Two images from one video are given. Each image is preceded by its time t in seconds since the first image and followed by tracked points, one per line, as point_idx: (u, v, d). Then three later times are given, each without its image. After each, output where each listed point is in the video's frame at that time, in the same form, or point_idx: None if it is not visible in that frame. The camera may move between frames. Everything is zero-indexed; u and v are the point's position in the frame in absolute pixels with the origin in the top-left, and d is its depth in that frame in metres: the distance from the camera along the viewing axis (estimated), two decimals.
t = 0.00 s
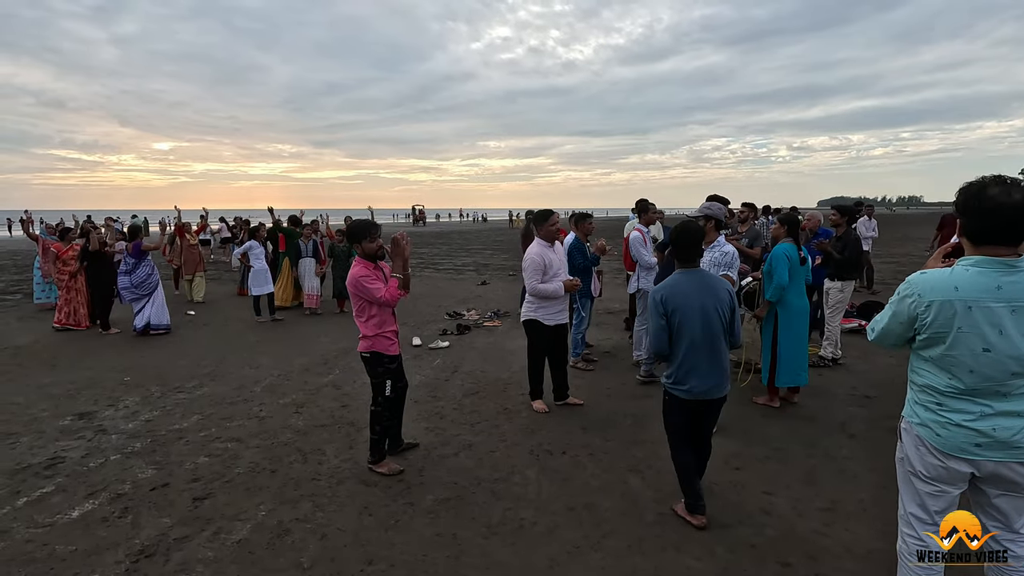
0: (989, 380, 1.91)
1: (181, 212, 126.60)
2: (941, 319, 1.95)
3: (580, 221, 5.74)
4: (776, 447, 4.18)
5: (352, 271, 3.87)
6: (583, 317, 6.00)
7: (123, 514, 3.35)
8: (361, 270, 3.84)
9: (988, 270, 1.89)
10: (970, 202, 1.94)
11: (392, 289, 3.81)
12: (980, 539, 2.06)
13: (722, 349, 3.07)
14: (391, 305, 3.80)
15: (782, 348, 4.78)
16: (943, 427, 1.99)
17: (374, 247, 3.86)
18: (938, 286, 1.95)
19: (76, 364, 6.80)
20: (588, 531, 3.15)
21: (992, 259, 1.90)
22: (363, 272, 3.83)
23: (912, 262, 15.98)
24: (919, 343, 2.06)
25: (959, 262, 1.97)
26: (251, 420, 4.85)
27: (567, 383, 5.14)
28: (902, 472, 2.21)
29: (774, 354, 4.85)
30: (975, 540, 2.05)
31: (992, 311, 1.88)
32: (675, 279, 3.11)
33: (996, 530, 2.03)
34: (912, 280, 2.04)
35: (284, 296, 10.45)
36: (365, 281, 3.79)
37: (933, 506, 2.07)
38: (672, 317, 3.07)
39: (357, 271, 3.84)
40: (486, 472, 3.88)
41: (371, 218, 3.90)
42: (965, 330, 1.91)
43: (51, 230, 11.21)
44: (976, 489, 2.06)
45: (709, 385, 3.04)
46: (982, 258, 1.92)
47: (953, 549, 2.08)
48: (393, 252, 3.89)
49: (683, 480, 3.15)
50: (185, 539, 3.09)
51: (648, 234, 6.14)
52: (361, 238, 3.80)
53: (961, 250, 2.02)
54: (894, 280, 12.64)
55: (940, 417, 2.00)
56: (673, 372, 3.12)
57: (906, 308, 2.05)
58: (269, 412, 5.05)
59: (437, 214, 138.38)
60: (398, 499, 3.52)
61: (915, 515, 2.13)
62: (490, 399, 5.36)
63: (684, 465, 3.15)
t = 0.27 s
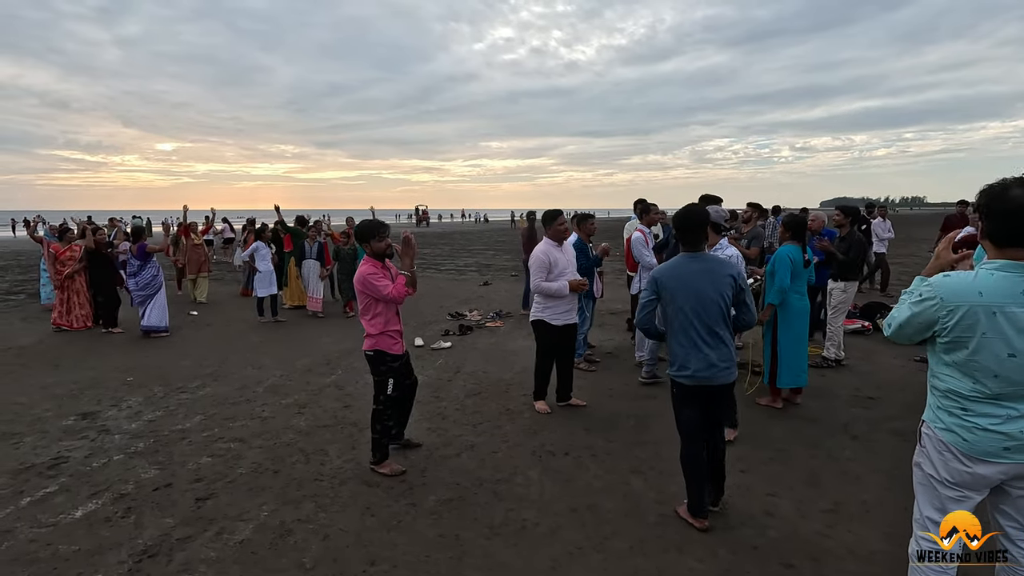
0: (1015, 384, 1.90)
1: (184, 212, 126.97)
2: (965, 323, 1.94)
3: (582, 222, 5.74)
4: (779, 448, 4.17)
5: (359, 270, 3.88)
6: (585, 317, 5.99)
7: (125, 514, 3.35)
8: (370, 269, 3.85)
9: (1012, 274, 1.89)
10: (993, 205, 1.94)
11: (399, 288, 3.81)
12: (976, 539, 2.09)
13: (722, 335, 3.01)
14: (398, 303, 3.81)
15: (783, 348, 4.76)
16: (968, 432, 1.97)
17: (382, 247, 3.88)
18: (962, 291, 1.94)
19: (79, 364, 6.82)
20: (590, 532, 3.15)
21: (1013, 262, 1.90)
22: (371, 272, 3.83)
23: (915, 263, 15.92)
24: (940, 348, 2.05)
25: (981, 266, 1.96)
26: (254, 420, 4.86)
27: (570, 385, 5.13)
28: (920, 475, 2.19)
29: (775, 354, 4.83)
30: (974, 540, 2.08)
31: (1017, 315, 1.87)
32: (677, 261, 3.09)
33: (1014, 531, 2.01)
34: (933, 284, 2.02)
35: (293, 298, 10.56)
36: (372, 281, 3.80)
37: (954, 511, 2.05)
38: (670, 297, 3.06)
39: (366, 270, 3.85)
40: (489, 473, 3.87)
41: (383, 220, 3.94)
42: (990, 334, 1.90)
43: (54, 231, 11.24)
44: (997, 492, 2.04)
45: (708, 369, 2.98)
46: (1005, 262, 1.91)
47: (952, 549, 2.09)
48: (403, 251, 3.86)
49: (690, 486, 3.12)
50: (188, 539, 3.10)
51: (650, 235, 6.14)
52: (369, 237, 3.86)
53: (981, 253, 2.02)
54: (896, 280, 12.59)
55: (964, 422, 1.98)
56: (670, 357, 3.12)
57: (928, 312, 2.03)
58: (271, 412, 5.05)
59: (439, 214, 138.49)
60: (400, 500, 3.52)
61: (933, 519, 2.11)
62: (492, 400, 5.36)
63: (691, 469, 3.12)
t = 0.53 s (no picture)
0: None
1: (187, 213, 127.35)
2: (973, 323, 1.93)
3: (585, 223, 5.76)
4: (781, 449, 4.16)
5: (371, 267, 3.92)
6: (588, 318, 5.99)
7: (128, 513, 3.36)
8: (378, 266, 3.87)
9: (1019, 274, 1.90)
10: (1002, 207, 1.93)
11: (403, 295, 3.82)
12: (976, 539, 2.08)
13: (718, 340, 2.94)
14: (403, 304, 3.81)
15: (784, 347, 4.75)
16: (977, 433, 1.96)
17: (387, 246, 3.89)
18: (970, 291, 1.93)
19: (83, 364, 6.84)
20: (592, 533, 3.14)
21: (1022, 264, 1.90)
22: (380, 270, 3.84)
23: (917, 263, 15.89)
24: (947, 349, 2.04)
25: (988, 267, 1.96)
26: (256, 420, 4.87)
27: (573, 385, 5.12)
28: (927, 478, 2.18)
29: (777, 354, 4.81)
30: (973, 540, 2.07)
31: None
32: (677, 262, 3.06)
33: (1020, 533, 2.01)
34: (940, 285, 2.02)
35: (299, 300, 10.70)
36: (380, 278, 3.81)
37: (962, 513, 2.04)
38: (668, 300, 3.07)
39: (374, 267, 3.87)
40: (490, 474, 3.87)
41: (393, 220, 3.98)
42: (999, 335, 1.90)
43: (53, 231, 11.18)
44: (1007, 494, 2.03)
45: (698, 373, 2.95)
46: (1013, 263, 1.91)
47: (954, 549, 2.08)
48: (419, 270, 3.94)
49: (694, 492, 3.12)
50: (191, 539, 3.10)
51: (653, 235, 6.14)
52: (376, 237, 3.87)
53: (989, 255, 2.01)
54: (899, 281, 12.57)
55: (974, 423, 1.97)
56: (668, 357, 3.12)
57: (936, 313, 2.02)
58: (273, 412, 5.06)
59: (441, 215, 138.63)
60: (402, 500, 3.52)
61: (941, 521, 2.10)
62: (494, 400, 5.36)
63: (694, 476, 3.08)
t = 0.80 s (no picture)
0: (1018, 384, 1.89)
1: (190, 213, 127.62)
2: (968, 322, 1.92)
3: (589, 222, 5.78)
4: (785, 449, 4.15)
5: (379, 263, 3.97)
6: (590, 318, 5.98)
7: (131, 512, 3.37)
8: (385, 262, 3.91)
9: (1016, 272, 1.88)
10: (999, 204, 1.91)
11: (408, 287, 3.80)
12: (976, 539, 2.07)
13: (704, 350, 2.94)
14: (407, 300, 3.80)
15: (784, 345, 4.75)
16: (971, 433, 1.96)
17: (397, 244, 3.89)
18: (965, 289, 1.92)
19: (86, 363, 6.86)
20: (595, 533, 3.14)
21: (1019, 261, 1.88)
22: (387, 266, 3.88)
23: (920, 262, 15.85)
24: (942, 348, 2.03)
25: (985, 265, 1.95)
26: (259, 419, 4.87)
27: (575, 385, 5.12)
28: (924, 478, 2.17)
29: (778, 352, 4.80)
30: (973, 540, 2.06)
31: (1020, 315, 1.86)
32: (676, 271, 3.10)
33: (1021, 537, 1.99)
34: (936, 283, 2.00)
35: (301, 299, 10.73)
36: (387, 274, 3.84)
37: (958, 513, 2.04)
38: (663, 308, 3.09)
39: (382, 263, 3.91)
40: (493, 474, 3.87)
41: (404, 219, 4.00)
42: (993, 333, 1.89)
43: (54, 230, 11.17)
44: (1004, 497, 2.01)
45: (684, 386, 2.99)
46: (1010, 260, 1.90)
47: (954, 550, 2.07)
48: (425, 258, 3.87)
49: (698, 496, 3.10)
50: (194, 538, 3.11)
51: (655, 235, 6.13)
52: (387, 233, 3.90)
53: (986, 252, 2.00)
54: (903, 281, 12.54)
55: (968, 422, 1.97)
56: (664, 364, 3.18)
57: (931, 311, 2.01)
58: (276, 412, 5.07)
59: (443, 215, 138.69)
60: (404, 500, 3.52)
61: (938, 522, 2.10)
62: (496, 400, 5.36)
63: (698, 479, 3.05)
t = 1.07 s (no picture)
0: (1003, 383, 1.87)
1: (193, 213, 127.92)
2: (952, 319, 1.93)
3: (592, 223, 5.79)
4: (787, 449, 4.15)
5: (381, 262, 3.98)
6: (593, 318, 5.99)
7: (135, 511, 3.38)
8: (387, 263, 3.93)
9: (1003, 270, 1.87)
10: (986, 203, 1.91)
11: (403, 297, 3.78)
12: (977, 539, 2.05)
13: (680, 349, 2.95)
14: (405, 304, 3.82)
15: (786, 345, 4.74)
16: (955, 432, 1.96)
17: (401, 246, 3.88)
18: (950, 287, 1.93)
19: (90, 363, 6.88)
20: (597, 533, 3.14)
21: (1007, 259, 1.87)
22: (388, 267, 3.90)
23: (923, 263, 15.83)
24: (931, 345, 2.04)
25: (973, 263, 1.95)
26: (262, 419, 4.88)
27: (577, 385, 5.13)
28: (916, 478, 2.18)
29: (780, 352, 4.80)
30: (974, 540, 2.05)
31: (1005, 312, 1.84)
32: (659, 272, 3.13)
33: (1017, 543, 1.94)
34: (924, 281, 2.02)
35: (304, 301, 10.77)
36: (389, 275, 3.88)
37: (947, 513, 2.04)
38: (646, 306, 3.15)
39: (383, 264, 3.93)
40: (495, 474, 3.88)
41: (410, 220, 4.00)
42: (977, 331, 1.89)
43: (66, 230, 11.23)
44: (995, 499, 1.99)
45: (661, 381, 3.01)
46: (997, 259, 1.89)
47: (954, 549, 2.06)
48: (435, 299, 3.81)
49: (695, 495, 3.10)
50: (197, 537, 3.12)
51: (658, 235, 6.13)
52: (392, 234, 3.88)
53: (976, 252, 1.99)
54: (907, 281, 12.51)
55: (953, 421, 1.97)
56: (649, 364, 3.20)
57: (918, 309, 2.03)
58: (279, 412, 5.08)
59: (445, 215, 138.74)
60: (406, 500, 3.52)
61: (929, 522, 2.10)
62: (499, 400, 5.36)
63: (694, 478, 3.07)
